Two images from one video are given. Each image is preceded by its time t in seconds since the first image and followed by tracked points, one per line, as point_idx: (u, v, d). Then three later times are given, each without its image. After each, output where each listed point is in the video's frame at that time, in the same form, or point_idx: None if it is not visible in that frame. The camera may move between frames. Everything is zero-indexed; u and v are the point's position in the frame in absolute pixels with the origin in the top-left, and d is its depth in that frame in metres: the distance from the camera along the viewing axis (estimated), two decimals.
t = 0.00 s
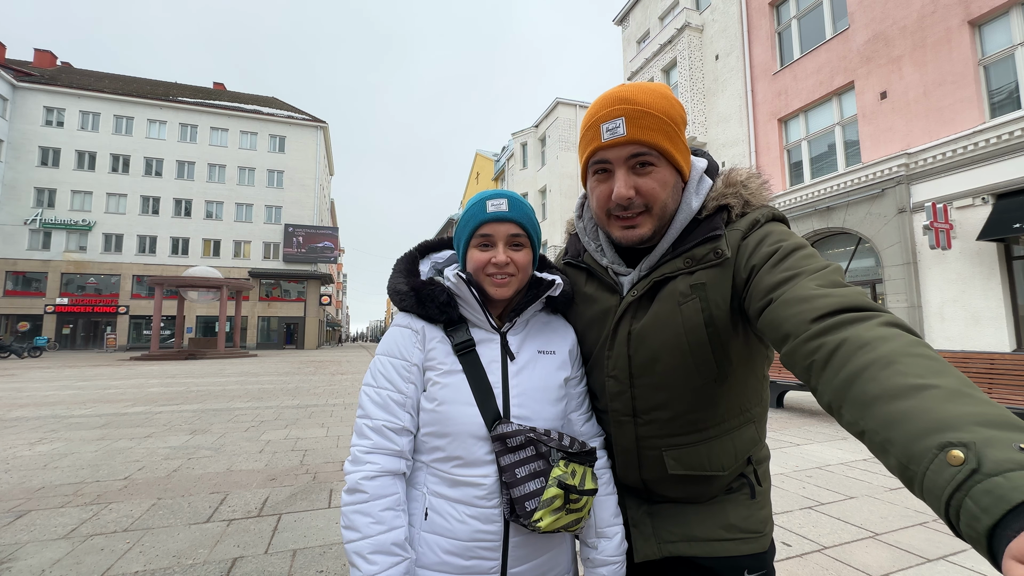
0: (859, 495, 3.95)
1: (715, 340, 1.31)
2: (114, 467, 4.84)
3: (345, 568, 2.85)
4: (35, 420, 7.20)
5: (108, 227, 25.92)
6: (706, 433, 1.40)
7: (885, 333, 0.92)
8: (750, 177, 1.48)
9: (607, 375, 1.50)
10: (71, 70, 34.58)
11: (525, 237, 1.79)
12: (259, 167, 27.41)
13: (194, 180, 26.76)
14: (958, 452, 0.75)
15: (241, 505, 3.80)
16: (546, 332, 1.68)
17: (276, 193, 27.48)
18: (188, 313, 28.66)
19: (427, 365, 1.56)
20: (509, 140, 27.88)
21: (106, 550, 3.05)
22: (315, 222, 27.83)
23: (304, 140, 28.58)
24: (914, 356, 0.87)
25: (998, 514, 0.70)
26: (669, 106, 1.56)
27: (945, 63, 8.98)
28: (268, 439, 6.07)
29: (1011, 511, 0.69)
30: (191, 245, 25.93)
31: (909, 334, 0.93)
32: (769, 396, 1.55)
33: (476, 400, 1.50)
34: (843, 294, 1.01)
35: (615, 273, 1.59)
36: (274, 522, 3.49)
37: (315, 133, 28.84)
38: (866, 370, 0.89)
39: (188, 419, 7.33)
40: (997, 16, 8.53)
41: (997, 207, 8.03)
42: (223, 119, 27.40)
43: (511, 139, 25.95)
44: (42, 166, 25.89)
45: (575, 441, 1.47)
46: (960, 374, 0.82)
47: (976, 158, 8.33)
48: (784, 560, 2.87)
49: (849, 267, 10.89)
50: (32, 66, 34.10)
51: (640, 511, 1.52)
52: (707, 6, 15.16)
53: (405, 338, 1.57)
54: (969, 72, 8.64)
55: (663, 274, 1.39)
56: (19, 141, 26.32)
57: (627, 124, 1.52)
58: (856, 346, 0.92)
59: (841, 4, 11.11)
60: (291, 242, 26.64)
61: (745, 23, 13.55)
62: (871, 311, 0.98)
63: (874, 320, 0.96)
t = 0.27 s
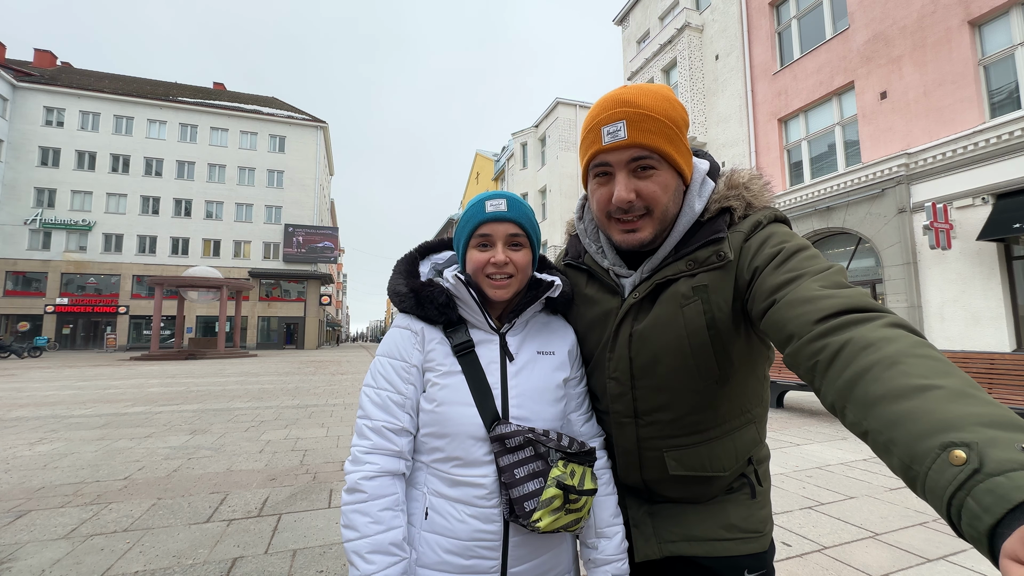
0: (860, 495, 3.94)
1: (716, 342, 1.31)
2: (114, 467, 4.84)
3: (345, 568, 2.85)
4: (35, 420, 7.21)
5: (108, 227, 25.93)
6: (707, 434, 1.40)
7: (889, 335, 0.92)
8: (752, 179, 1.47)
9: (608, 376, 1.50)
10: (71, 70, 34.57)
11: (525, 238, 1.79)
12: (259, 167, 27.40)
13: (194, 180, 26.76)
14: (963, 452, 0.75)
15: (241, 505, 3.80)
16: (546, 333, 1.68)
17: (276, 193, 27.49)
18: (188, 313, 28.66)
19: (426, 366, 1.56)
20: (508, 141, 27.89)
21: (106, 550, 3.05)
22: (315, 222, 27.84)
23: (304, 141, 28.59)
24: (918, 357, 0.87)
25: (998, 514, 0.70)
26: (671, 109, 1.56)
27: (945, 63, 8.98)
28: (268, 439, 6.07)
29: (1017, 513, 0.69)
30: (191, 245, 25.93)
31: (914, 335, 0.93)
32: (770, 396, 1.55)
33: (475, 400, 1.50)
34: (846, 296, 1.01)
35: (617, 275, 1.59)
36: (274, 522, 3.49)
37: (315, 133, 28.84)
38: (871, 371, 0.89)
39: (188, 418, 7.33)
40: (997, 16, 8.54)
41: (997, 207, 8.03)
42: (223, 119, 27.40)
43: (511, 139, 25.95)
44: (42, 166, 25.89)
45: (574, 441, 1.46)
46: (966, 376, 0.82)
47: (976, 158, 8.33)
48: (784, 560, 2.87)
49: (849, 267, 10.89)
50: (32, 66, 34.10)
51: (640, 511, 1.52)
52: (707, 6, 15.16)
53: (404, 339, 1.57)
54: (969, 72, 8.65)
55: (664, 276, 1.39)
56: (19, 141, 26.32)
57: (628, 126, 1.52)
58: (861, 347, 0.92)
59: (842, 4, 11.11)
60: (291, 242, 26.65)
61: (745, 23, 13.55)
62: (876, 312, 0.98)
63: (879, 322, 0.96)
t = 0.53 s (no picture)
0: (860, 494, 3.95)
1: (715, 341, 1.31)
2: (114, 467, 4.84)
3: (345, 568, 2.85)
4: (35, 420, 7.21)
5: (108, 227, 25.92)
6: (706, 433, 1.40)
7: (889, 334, 0.92)
8: (753, 178, 1.47)
9: (607, 374, 1.49)
10: (71, 70, 34.55)
11: (525, 235, 1.78)
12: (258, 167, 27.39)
13: (194, 180, 26.76)
14: (964, 451, 0.75)
15: (241, 505, 3.80)
16: (545, 332, 1.68)
17: (276, 193, 27.49)
18: (187, 313, 28.66)
19: (426, 366, 1.55)
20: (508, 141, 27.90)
21: (106, 550, 3.05)
22: (315, 222, 27.84)
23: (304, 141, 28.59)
24: (918, 358, 0.87)
25: (1000, 513, 0.70)
26: (673, 102, 1.56)
27: (945, 63, 8.98)
28: (268, 439, 6.07)
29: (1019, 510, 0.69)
30: (191, 245, 25.94)
31: (914, 335, 0.93)
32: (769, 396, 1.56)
33: (475, 400, 1.49)
34: (846, 295, 1.01)
35: (616, 272, 1.59)
36: (274, 522, 3.49)
37: (315, 133, 28.85)
38: (872, 370, 0.89)
39: (188, 418, 7.34)
40: (997, 16, 8.53)
41: (997, 207, 8.03)
42: (223, 119, 27.40)
43: (511, 139, 25.95)
44: (42, 166, 25.88)
45: (574, 440, 1.46)
46: (965, 376, 0.82)
47: (976, 158, 8.33)
48: (784, 560, 2.87)
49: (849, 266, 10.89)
50: (31, 66, 34.09)
51: (639, 511, 1.53)
52: (707, 6, 15.15)
53: (404, 339, 1.57)
54: (969, 72, 8.64)
55: (663, 274, 1.39)
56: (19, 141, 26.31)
57: (629, 118, 1.52)
58: (862, 346, 0.92)
59: (842, 4, 11.10)
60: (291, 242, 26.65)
61: (745, 23, 13.55)
62: (874, 312, 0.98)
63: (878, 321, 0.96)
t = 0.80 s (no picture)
0: (859, 494, 3.94)
1: (715, 340, 1.31)
2: (114, 467, 4.83)
3: (345, 568, 2.85)
4: (35, 420, 7.20)
5: (108, 227, 25.93)
6: (705, 433, 1.40)
7: (885, 333, 0.92)
8: (753, 177, 1.47)
9: (607, 373, 1.49)
10: (71, 70, 34.55)
11: (524, 235, 1.78)
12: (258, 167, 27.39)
13: (194, 180, 26.76)
14: (960, 452, 0.75)
15: (241, 505, 3.80)
16: (544, 330, 1.68)
17: (276, 193, 27.50)
18: (188, 313, 28.67)
19: (424, 364, 1.56)
20: (508, 141, 27.90)
21: (106, 550, 3.05)
22: (315, 222, 27.84)
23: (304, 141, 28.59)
24: (913, 355, 0.87)
25: (996, 515, 0.70)
26: (679, 103, 1.56)
27: (945, 63, 8.98)
28: (268, 439, 6.07)
29: (1014, 512, 0.69)
30: (191, 245, 25.94)
31: (910, 333, 0.93)
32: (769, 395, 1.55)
33: (472, 398, 1.49)
34: (844, 292, 1.01)
35: (616, 271, 1.58)
36: (274, 522, 3.49)
37: (315, 134, 28.85)
38: (867, 368, 0.88)
39: (188, 418, 7.33)
40: (997, 16, 8.53)
41: (997, 207, 8.03)
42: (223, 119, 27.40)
43: (511, 139, 25.95)
44: (42, 166, 25.88)
45: (572, 436, 1.46)
46: (960, 375, 0.82)
47: (976, 158, 8.32)
48: (784, 560, 2.86)
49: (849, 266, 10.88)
50: (32, 66, 34.08)
51: (640, 510, 1.53)
52: (707, 6, 15.15)
53: (403, 338, 1.58)
54: (969, 72, 8.64)
55: (663, 273, 1.39)
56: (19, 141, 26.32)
57: (634, 118, 1.52)
58: (857, 344, 0.92)
59: (842, 4, 11.10)
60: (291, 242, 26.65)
61: (745, 23, 13.55)
62: (871, 310, 0.97)
63: (874, 318, 0.95)
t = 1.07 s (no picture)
0: (859, 495, 3.95)
1: (714, 342, 1.31)
2: (114, 467, 4.83)
3: (345, 568, 2.85)
4: (35, 420, 7.21)
5: (108, 227, 25.92)
6: (705, 433, 1.40)
7: (880, 333, 0.92)
8: (752, 179, 1.47)
9: (607, 374, 1.49)
10: (71, 70, 34.53)
11: (522, 235, 1.78)
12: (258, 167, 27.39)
13: (194, 180, 26.76)
14: (958, 453, 0.75)
15: (241, 505, 3.80)
16: (543, 330, 1.68)
17: (276, 193, 27.50)
18: (187, 313, 28.66)
19: (423, 362, 1.56)
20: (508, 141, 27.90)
21: (106, 550, 3.05)
22: (315, 222, 27.83)
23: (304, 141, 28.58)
24: (908, 356, 0.87)
25: (995, 516, 0.70)
26: (679, 108, 1.56)
27: (945, 63, 8.98)
28: (268, 439, 6.07)
29: (1011, 512, 0.69)
30: (191, 245, 25.94)
31: (907, 333, 0.93)
32: (770, 395, 1.55)
33: (471, 396, 1.50)
34: (840, 293, 1.01)
35: (616, 272, 1.58)
36: (274, 522, 3.49)
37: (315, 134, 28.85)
38: (863, 370, 0.88)
39: (188, 418, 7.34)
40: (997, 16, 8.53)
41: (997, 207, 8.03)
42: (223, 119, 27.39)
43: (511, 139, 25.96)
44: (42, 166, 25.88)
45: (571, 434, 1.46)
46: (956, 375, 0.82)
47: (976, 158, 8.33)
48: (784, 560, 2.87)
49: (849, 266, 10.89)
50: (31, 66, 34.05)
51: (640, 511, 1.53)
52: (707, 6, 15.15)
53: (402, 336, 1.58)
54: (969, 72, 8.64)
55: (662, 274, 1.39)
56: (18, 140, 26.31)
57: (634, 125, 1.51)
58: (853, 345, 0.92)
59: (842, 4, 11.10)
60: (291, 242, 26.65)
61: (745, 23, 13.55)
62: (868, 311, 0.97)
63: (870, 319, 0.95)
